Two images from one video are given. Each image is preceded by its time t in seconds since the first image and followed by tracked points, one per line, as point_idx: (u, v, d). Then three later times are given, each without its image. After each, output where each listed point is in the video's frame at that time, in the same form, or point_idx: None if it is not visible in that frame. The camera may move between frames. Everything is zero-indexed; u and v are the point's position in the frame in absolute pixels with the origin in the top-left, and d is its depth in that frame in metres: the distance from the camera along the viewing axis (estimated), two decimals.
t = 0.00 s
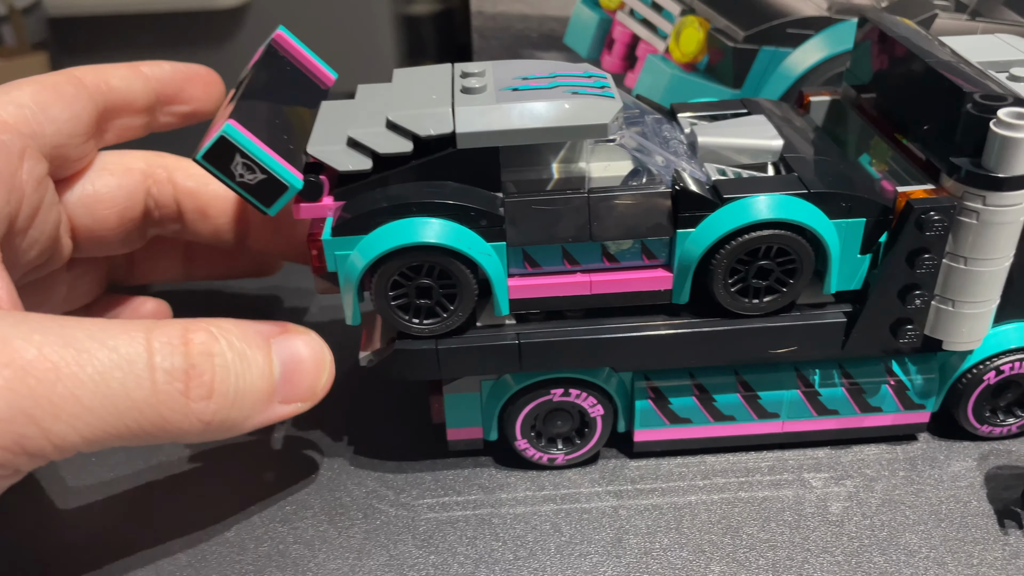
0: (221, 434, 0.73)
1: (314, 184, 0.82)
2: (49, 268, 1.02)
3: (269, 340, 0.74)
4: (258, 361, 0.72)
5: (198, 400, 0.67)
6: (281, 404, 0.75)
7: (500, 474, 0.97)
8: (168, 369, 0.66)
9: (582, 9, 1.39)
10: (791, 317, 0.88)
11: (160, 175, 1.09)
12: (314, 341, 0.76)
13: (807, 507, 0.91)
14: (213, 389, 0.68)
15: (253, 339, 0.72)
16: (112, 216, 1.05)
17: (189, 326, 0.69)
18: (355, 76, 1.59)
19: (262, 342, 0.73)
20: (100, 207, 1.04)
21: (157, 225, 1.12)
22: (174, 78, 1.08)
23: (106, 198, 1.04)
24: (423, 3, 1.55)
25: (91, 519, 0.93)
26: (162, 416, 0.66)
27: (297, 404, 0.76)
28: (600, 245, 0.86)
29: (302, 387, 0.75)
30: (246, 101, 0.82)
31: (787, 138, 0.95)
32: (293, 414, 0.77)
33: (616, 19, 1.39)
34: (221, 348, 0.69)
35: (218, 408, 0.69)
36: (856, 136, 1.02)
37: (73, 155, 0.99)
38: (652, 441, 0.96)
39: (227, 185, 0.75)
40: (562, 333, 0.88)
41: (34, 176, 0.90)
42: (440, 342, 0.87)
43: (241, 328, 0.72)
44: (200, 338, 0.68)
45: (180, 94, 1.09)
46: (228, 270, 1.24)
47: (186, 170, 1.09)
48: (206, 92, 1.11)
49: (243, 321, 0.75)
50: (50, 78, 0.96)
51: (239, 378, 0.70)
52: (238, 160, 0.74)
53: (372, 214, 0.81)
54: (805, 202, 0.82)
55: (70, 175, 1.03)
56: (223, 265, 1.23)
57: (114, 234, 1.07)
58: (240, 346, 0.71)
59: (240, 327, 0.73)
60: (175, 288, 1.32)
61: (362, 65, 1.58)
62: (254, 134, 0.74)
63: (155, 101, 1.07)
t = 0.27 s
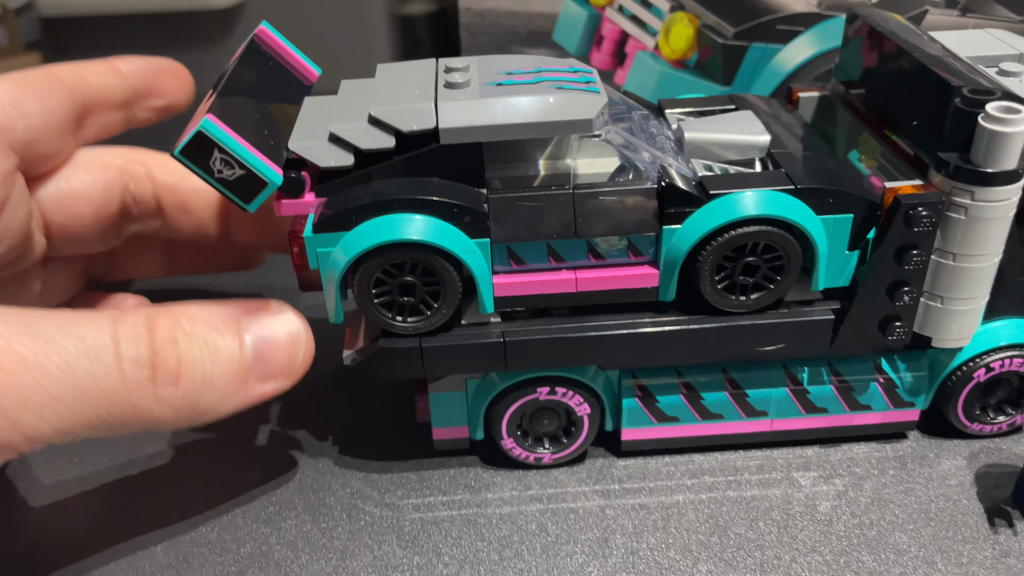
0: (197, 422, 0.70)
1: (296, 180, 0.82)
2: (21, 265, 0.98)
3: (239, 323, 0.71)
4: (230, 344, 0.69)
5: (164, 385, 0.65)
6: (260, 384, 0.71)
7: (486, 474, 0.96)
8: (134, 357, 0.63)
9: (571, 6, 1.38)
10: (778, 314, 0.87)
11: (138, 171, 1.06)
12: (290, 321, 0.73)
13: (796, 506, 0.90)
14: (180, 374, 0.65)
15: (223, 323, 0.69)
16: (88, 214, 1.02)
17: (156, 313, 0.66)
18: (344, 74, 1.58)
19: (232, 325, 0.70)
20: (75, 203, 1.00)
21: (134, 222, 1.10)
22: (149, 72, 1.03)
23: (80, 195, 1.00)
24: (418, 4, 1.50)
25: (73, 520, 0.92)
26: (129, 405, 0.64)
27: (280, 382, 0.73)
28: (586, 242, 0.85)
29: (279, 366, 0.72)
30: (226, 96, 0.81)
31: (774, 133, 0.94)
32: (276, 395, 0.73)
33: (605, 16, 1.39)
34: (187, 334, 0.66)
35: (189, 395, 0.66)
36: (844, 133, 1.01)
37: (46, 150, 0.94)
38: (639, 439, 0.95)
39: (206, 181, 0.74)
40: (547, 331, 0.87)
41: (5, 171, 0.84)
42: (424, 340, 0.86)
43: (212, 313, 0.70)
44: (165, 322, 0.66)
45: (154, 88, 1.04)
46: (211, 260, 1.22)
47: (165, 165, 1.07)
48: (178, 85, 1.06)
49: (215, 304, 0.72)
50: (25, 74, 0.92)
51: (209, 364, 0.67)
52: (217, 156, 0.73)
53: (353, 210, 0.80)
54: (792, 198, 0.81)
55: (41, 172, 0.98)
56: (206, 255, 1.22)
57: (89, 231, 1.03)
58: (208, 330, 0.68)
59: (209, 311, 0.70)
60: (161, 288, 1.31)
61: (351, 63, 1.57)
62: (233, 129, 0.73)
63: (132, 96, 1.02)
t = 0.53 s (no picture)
0: (120, 370, 0.57)
1: (270, 170, 0.84)
2: None
3: (158, 251, 0.57)
4: (152, 279, 0.56)
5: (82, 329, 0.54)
6: (196, 320, 0.58)
7: (461, 460, 0.98)
8: (49, 301, 0.53)
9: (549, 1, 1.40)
10: (744, 301, 0.89)
11: (68, 129, 0.98)
12: (218, 248, 0.59)
13: (762, 489, 0.92)
14: (99, 313, 0.54)
15: (142, 252, 0.56)
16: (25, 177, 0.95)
17: (69, 252, 0.55)
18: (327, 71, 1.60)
19: (149, 254, 0.57)
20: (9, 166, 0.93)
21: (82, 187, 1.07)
22: (61, 12, 0.97)
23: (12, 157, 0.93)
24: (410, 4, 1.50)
25: (52, 508, 0.94)
26: (51, 358, 0.53)
27: (222, 320, 0.60)
28: (555, 230, 0.87)
29: (216, 305, 0.59)
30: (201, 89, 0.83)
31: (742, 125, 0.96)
32: (212, 339, 0.61)
33: (583, 12, 1.41)
34: (116, 267, 0.55)
35: (119, 339, 0.55)
36: (814, 126, 1.03)
37: None
38: (611, 425, 0.97)
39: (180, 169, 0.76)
40: (518, 318, 0.89)
41: None
42: (397, 327, 0.88)
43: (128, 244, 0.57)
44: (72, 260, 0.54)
45: (69, 31, 0.97)
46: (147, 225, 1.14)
47: (97, 122, 0.99)
48: (94, 27, 1.00)
49: (126, 238, 0.58)
50: None
51: (136, 301, 0.55)
52: (189, 145, 0.74)
53: (326, 199, 0.82)
54: (755, 186, 0.83)
55: None
56: (147, 218, 1.12)
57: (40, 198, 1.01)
58: (132, 262, 0.56)
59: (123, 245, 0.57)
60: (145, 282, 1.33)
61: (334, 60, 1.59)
62: (206, 119, 0.75)
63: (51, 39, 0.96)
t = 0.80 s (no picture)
0: (105, 444, 0.70)
1: (195, 171, 0.83)
2: None
3: (160, 343, 0.72)
4: (143, 372, 0.69)
5: (84, 410, 0.66)
6: (173, 409, 0.73)
7: (398, 461, 0.98)
8: (52, 383, 0.64)
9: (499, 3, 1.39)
10: (675, 301, 0.89)
11: (52, 176, 1.07)
12: (205, 345, 0.74)
13: (696, 489, 0.92)
14: (97, 399, 0.66)
15: (144, 341, 0.70)
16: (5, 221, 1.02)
17: (74, 336, 0.67)
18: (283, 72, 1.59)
19: (152, 345, 0.71)
20: None
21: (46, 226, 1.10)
22: (61, 63, 1.03)
23: None
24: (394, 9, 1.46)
25: None
26: (46, 430, 0.65)
27: (189, 409, 0.75)
28: (485, 231, 0.86)
29: (193, 393, 0.73)
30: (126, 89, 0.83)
31: (677, 125, 0.96)
32: (182, 421, 0.75)
33: (534, 13, 1.40)
34: (107, 359, 0.67)
35: (104, 420, 0.67)
36: (755, 126, 1.03)
37: None
38: (548, 426, 0.97)
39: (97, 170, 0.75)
40: (450, 319, 0.89)
41: None
42: (327, 329, 0.88)
43: (130, 334, 0.70)
44: (79, 347, 0.66)
45: (68, 80, 1.04)
46: (157, 263, 1.32)
47: (83, 173, 1.07)
48: (92, 77, 1.07)
49: (133, 326, 0.73)
50: None
51: (123, 391, 0.67)
52: (107, 146, 0.74)
53: (251, 200, 0.81)
54: (683, 187, 0.83)
55: None
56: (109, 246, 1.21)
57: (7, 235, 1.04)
58: (127, 354, 0.68)
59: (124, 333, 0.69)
60: (93, 284, 1.32)
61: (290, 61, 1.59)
62: (123, 120, 0.74)
63: (46, 89, 1.02)
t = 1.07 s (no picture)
0: (151, 487, 0.68)
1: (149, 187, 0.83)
2: None
3: (192, 383, 0.68)
4: (174, 418, 0.65)
5: (106, 464, 0.63)
6: (215, 449, 0.70)
7: (359, 475, 0.98)
8: (75, 439, 0.61)
9: (468, 13, 1.38)
10: (632, 314, 0.90)
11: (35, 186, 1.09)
12: (239, 382, 0.71)
13: (656, 501, 0.92)
14: (123, 453, 0.63)
15: (175, 383, 0.67)
16: None
17: (100, 385, 0.64)
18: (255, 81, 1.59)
19: (183, 386, 0.67)
20: None
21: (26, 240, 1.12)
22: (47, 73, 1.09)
23: None
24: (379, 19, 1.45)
25: None
26: (72, 485, 0.62)
27: (237, 446, 0.71)
28: (440, 245, 0.87)
29: (230, 432, 0.70)
30: (77, 104, 0.82)
31: (636, 137, 0.96)
32: (230, 458, 0.72)
33: (502, 22, 1.38)
34: (134, 408, 0.63)
35: (132, 471, 0.64)
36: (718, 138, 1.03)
37: None
38: (509, 438, 0.98)
39: (47, 187, 0.76)
40: (406, 333, 0.88)
41: None
42: (283, 343, 0.88)
43: (156, 375, 0.66)
44: (107, 397, 0.63)
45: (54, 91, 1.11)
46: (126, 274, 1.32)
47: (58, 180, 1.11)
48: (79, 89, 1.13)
49: (166, 364, 0.69)
50: None
51: (156, 442, 0.64)
52: (56, 163, 0.74)
53: (204, 215, 0.81)
54: (637, 201, 0.83)
55: None
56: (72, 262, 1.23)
57: None
58: (154, 399, 0.65)
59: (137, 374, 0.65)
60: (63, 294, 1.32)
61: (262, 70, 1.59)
62: (73, 137, 0.75)
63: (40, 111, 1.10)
